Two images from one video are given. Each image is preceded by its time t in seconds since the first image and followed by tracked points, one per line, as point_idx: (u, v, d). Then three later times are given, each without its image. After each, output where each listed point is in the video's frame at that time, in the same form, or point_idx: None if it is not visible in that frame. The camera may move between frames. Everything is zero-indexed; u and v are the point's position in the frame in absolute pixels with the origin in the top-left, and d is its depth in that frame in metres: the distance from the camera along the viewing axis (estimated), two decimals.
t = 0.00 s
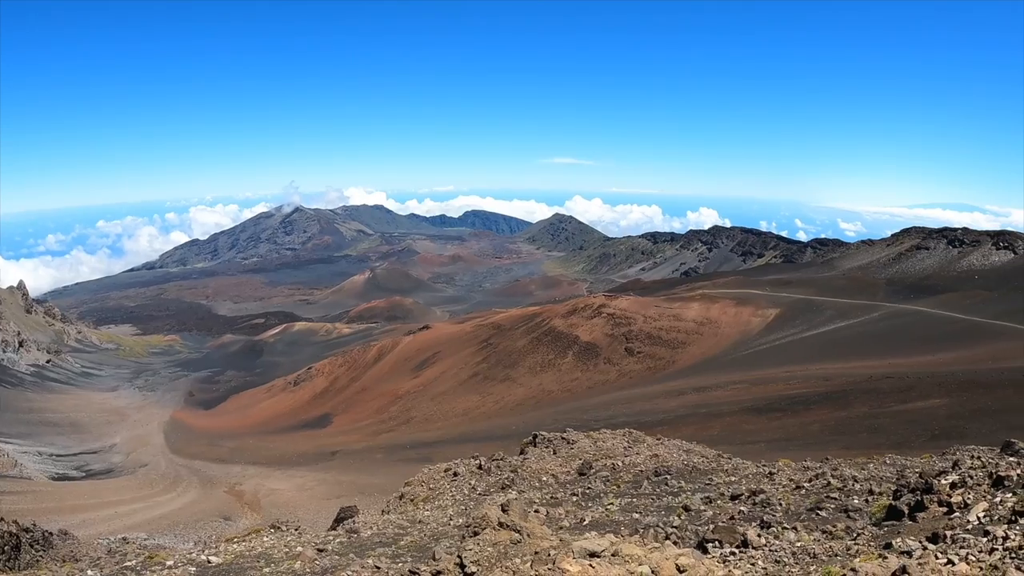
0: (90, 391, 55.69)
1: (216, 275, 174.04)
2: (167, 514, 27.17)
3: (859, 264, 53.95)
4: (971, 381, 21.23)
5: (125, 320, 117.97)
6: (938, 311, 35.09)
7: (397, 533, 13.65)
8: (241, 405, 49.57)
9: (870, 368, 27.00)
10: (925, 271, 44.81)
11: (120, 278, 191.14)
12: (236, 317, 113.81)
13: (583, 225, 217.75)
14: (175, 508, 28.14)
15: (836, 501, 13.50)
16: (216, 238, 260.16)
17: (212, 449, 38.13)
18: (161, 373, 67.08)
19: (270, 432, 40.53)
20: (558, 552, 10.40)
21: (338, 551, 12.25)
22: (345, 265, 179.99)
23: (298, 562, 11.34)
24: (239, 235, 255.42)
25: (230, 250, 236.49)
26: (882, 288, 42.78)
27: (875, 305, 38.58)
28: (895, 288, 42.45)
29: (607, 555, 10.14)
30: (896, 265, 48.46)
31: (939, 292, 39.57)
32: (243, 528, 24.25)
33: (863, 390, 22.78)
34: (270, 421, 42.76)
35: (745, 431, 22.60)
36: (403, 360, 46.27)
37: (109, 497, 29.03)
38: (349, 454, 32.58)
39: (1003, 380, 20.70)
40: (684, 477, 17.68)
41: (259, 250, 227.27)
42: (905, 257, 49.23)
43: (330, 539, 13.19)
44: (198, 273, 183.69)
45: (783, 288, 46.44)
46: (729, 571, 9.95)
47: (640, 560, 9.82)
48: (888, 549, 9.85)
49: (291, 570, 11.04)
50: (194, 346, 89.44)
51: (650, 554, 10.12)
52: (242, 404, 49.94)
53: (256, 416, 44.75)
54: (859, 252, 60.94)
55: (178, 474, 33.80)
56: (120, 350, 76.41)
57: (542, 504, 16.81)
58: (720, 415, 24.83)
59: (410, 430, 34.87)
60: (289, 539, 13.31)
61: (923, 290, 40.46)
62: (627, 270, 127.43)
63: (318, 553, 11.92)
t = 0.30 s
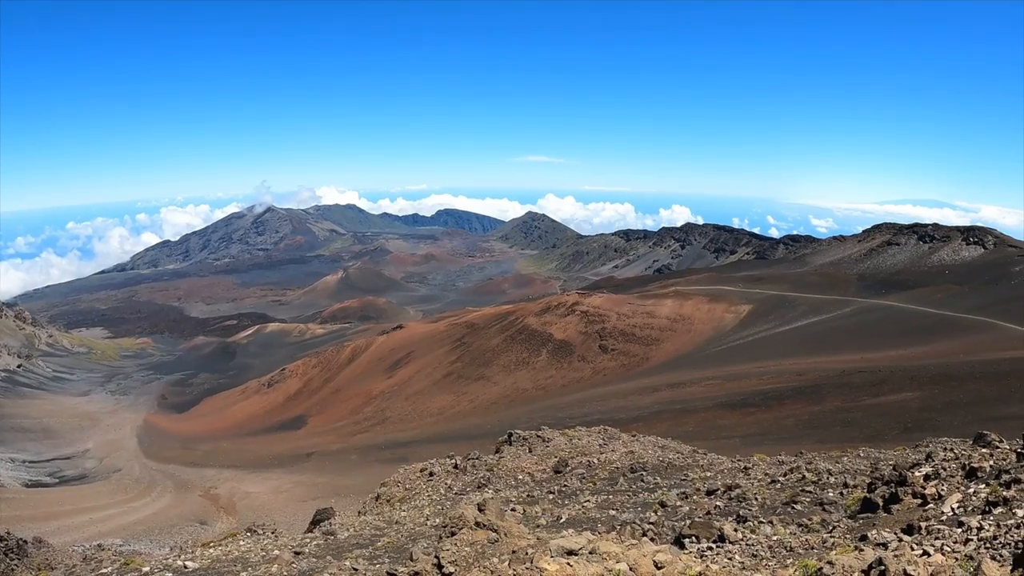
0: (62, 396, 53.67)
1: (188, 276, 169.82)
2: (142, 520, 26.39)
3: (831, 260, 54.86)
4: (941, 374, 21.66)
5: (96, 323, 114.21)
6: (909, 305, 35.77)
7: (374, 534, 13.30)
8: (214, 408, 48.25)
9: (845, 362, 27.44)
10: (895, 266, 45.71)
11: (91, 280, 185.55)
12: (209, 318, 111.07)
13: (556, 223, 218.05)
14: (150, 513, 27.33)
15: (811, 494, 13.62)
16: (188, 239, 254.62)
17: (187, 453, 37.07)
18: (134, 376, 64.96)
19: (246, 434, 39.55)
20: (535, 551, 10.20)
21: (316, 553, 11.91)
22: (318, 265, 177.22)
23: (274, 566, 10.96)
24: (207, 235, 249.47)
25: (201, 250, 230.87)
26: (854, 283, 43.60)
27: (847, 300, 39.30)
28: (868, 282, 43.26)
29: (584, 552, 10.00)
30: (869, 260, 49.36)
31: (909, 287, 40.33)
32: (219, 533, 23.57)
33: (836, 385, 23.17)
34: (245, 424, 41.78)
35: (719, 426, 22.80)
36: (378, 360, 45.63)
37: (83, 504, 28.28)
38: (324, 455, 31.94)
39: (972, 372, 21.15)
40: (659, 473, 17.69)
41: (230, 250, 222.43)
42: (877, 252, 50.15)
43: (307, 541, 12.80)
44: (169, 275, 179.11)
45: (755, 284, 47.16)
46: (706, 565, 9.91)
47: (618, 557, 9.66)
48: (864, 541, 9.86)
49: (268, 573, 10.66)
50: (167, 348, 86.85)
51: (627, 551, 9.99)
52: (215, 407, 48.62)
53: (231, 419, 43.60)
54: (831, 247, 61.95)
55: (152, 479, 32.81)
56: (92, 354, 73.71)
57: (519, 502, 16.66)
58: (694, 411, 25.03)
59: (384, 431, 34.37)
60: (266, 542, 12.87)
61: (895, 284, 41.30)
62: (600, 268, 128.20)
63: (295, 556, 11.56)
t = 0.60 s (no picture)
0: (33, 399, 51.99)
1: (160, 276, 165.71)
2: (119, 524, 25.99)
3: (804, 257, 55.74)
4: (915, 369, 22.10)
5: (63, 325, 110.67)
6: (883, 301, 36.51)
7: (351, 535, 12.98)
8: (188, 411, 46.92)
9: (821, 358, 27.90)
10: (869, 262, 46.60)
11: (64, 281, 180.67)
12: (181, 319, 108.46)
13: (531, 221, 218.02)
14: (125, 519, 26.69)
15: (787, 489, 13.74)
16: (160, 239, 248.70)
17: (162, 456, 36.16)
18: (107, 378, 63.13)
19: (222, 436, 38.59)
20: (514, 551, 9.97)
21: (293, 556, 11.61)
22: (291, 265, 174.28)
23: (251, 569, 10.64)
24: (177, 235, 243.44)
25: (172, 250, 225.71)
26: (827, 280, 44.44)
27: (820, 297, 40.03)
28: (841, 279, 44.12)
29: (563, 551, 9.87)
30: (842, 257, 50.32)
31: (883, 283, 41.15)
32: (196, 536, 22.96)
33: (808, 380, 23.55)
34: (220, 425, 40.77)
35: (694, 422, 23.00)
36: (352, 360, 44.94)
37: (57, 509, 28.16)
38: (300, 456, 31.30)
39: (944, 366, 21.63)
40: (636, 470, 17.69)
41: (203, 251, 217.68)
42: (849, 249, 51.14)
43: (284, 544, 12.43)
44: (142, 275, 174.80)
45: (729, 281, 47.81)
46: (684, 561, 9.89)
47: (597, 555, 9.52)
48: (840, 535, 9.90)
49: None
50: (140, 350, 84.46)
51: (606, 549, 9.86)
52: (189, 409, 47.27)
53: (206, 421, 42.41)
54: (803, 244, 63.07)
55: (128, 483, 32.01)
56: (64, 356, 71.40)
57: (496, 501, 16.50)
58: (670, 408, 25.19)
59: (360, 431, 33.86)
60: (243, 545, 12.47)
61: (867, 281, 42.18)
62: (574, 266, 128.69)
63: (272, 560, 11.25)
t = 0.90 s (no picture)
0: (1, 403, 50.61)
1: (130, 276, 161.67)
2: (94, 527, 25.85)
3: (778, 255, 56.60)
4: (888, 365, 22.54)
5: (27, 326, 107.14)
6: (856, 298, 37.27)
7: (327, 536, 12.64)
8: (161, 413, 45.47)
9: (793, 354, 28.37)
10: (842, 260, 47.46)
11: (36, 280, 175.91)
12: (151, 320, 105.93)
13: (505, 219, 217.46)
14: (98, 523, 26.27)
15: (762, 484, 13.84)
16: (133, 238, 243.09)
17: (136, 458, 35.27)
18: (79, 380, 61.52)
19: (197, 437, 37.63)
20: (491, 549, 9.73)
21: (270, 558, 11.27)
22: (264, 264, 171.30)
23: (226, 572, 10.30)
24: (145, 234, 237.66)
25: (141, 250, 220.34)
26: (799, 277, 45.30)
27: (792, 294, 40.78)
28: (812, 277, 45.01)
29: (541, 549, 9.65)
30: (814, 255, 51.30)
31: (857, 280, 41.95)
32: (171, 540, 22.41)
33: (781, 377, 23.93)
34: (196, 427, 39.63)
35: (669, 419, 23.16)
36: (325, 360, 44.19)
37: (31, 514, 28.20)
38: (276, 457, 30.58)
39: (914, 363, 22.13)
40: (611, 468, 17.66)
41: (175, 250, 212.59)
42: (821, 248, 52.17)
43: (260, 547, 12.05)
44: (110, 275, 170.26)
45: (702, 279, 48.44)
46: (662, 557, 9.83)
47: (575, 553, 9.37)
48: (816, 529, 9.92)
49: None
50: (111, 351, 82.41)
51: (584, 547, 9.72)
52: (162, 411, 45.78)
53: (180, 424, 41.06)
54: (775, 243, 64.18)
55: (102, 486, 31.37)
56: (34, 358, 69.44)
57: (472, 500, 16.30)
58: (645, 405, 25.32)
59: (335, 431, 33.29)
60: (220, 547, 12.10)
61: (837, 278, 43.11)
62: (549, 264, 128.94)
63: (248, 562, 10.93)
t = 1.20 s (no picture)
0: None
1: (107, 276, 158.69)
2: (73, 531, 25.56)
3: (758, 254, 57.28)
4: (867, 363, 22.90)
5: None
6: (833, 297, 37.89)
7: (309, 537, 12.40)
8: (139, 414, 44.57)
9: (772, 352, 28.69)
10: (823, 259, 48.14)
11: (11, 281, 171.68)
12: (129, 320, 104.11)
13: (485, 219, 217.07)
14: (78, 526, 25.99)
15: (744, 482, 13.89)
16: (112, 238, 238.26)
17: (115, 460, 34.61)
18: (57, 382, 60.41)
19: (177, 438, 36.90)
20: (474, 549, 9.54)
21: (252, 560, 11.06)
22: (244, 263, 169.07)
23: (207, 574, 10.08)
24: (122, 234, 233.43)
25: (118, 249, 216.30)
26: (779, 276, 45.91)
27: (771, 293, 41.30)
28: (791, 276, 45.63)
29: (523, 548, 9.49)
30: (793, 254, 52.04)
31: (836, 279, 42.59)
32: (151, 542, 22.02)
33: (762, 375, 24.18)
34: (176, 429, 38.83)
35: (649, 418, 23.25)
36: (305, 360, 43.59)
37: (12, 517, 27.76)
38: (257, 457, 30.02)
39: (893, 361, 22.48)
40: (593, 466, 17.63)
41: (155, 250, 208.75)
42: (801, 246, 52.91)
43: (242, 549, 11.80)
44: (86, 275, 166.92)
45: (682, 277, 48.88)
46: (644, 556, 9.78)
47: (558, 552, 9.26)
48: (798, 526, 9.94)
49: None
50: (88, 351, 80.90)
51: (567, 546, 9.60)
52: (142, 413, 44.73)
53: (159, 426, 40.12)
54: (756, 242, 64.91)
55: (82, 489, 30.84)
56: (9, 359, 67.99)
57: (454, 500, 16.15)
58: (625, 404, 25.38)
59: (316, 431, 32.84)
60: (202, 549, 11.86)
61: (816, 277, 43.78)
62: (530, 263, 128.96)
63: (230, 564, 10.70)
